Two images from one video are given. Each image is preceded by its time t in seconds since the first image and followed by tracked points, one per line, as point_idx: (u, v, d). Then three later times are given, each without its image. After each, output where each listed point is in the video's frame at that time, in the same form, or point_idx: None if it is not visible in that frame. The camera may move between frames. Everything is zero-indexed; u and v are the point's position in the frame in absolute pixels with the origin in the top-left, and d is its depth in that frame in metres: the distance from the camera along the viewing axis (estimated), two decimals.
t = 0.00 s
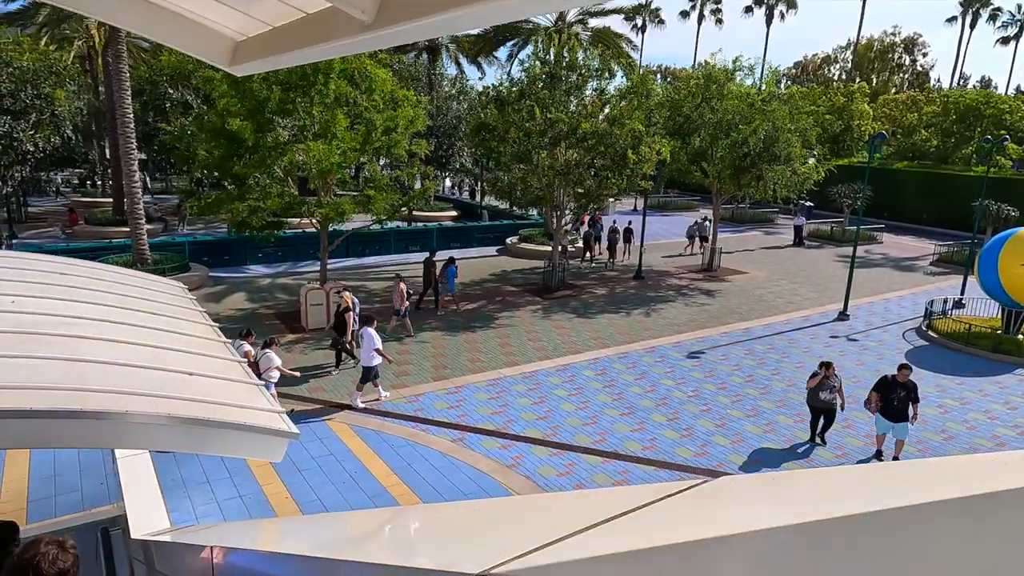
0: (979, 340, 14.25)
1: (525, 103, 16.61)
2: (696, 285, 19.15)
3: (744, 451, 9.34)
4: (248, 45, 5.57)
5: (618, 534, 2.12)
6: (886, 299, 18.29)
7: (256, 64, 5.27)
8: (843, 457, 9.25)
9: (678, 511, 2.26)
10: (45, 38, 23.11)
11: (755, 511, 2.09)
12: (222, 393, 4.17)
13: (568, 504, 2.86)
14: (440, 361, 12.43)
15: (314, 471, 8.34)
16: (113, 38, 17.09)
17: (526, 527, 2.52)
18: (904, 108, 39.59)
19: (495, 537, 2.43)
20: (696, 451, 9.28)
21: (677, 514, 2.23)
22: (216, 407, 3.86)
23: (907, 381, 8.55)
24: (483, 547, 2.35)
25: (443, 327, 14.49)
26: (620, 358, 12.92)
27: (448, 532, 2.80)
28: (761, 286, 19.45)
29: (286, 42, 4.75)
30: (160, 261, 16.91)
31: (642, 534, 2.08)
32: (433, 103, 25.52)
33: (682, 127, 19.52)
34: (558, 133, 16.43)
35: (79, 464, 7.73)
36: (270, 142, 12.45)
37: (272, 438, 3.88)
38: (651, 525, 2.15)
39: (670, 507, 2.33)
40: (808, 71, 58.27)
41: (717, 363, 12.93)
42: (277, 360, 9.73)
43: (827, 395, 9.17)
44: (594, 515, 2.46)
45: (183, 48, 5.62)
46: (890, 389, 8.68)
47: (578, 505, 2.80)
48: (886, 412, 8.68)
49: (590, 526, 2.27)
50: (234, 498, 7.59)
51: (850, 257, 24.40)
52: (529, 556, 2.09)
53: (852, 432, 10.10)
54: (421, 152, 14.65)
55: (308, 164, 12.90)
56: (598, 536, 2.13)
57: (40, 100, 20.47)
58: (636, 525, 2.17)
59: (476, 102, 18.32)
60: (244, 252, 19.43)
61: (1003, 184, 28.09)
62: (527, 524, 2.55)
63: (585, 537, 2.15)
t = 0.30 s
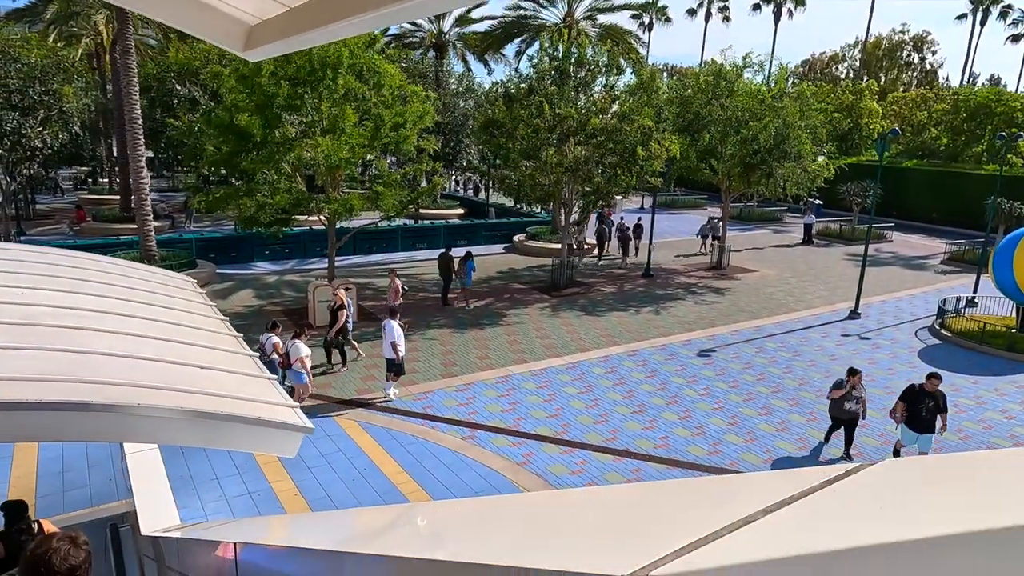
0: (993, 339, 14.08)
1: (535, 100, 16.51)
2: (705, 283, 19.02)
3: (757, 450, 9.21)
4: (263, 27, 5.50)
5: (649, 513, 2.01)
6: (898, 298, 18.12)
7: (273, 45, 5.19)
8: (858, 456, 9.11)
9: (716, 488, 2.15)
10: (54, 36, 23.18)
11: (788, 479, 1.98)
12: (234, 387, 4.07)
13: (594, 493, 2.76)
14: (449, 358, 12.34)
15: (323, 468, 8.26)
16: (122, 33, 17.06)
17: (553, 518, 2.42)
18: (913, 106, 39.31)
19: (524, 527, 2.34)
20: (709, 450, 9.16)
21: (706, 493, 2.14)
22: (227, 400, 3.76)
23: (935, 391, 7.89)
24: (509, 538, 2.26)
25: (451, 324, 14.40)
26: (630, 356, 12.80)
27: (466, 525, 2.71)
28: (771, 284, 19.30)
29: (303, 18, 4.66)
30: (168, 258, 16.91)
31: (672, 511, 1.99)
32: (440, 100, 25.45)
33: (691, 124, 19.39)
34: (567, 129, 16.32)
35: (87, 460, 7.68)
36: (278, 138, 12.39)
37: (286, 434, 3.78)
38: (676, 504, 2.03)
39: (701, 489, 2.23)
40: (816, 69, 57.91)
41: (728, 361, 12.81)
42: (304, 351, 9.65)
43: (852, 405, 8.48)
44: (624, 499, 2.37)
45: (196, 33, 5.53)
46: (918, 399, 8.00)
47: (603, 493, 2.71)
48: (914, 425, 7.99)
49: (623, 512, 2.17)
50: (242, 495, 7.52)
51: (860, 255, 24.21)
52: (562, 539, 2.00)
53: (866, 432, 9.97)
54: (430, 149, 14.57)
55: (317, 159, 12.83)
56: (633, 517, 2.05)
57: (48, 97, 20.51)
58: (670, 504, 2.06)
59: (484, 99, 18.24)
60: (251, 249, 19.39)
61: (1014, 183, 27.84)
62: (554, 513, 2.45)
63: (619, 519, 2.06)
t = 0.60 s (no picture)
0: (1011, 340, 13.87)
1: (546, 95, 16.42)
2: (716, 281, 18.86)
3: (773, 449, 9.08)
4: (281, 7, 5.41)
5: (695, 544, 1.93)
6: (911, 297, 17.93)
7: (295, 26, 5.10)
8: (876, 456, 8.97)
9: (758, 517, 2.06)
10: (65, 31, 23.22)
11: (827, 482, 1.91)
12: (252, 380, 4.02)
13: (621, 489, 2.67)
14: (459, 355, 12.25)
15: (334, 464, 8.19)
16: (133, 28, 17.04)
17: (582, 521, 2.33)
18: (925, 104, 38.94)
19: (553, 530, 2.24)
20: (724, 449, 9.03)
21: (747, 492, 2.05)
22: (244, 394, 3.69)
23: (964, 396, 7.29)
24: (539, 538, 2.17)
25: (461, 321, 14.32)
26: (641, 354, 12.69)
27: (490, 519, 2.62)
28: (783, 283, 19.13)
29: None
30: (176, 253, 16.88)
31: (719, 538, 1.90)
32: (450, 96, 25.38)
33: (702, 121, 19.24)
34: (578, 125, 16.22)
35: (97, 455, 7.64)
36: (289, 132, 12.33)
37: (303, 427, 3.71)
38: (723, 536, 1.95)
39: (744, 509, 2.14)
40: (826, 68, 57.47)
41: (742, 360, 12.67)
42: (336, 346, 9.64)
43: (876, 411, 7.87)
44: (662, 512, 2.27)
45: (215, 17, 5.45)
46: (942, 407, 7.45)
47: (633, 495, 2.62)
48: (940, 432, 7.43)
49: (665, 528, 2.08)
50: (253, 491, 7.46)
51: (872, 254, 23.97)
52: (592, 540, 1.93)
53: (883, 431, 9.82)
54: (441, 144, 14.48)
55: (327, 154, 12.77)
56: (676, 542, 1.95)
57: (59, 92, 20.57)
58: (717, 532, 1.97)
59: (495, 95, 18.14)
60: (260, 245, 19.36)
61: None
62: (584, 515, 2.36)
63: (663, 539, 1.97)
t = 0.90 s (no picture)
0: None
1: (560, 90, 16.29)
2: (729, 279, 18.69)
3: (790, 449, 8.95)
4: None
5: (718, 517, 1.75)
6: (929, 297, 17.69)
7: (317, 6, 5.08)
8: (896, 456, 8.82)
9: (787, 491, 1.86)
10: (80, 26, 23.32)
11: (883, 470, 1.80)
12: (270, 372, 3.95)
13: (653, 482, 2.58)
14: (472, 352, 12.18)
15: (348, 459, 8.14)
16: (148, 23, 17.07)
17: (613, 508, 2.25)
18: (942, 102, 38.46)
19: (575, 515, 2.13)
20: (741, 448, 8.90)
21: (793, 481, 1.94)
22: (262, 385, 3.62)
23: (995, 407, 7.00)
24: (560, 521, 2.05)
25: (474, 318, 14.24)
26: (656, 352, 12.57)
27: (516, 506, 2.53)
28: (797, 281, 18.94)
29: None
30: (189, 248, 16.90)
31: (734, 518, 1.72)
32: (462, 92, 25.28)
33: (717, 118, 19.07)
34: (592, 121, 16.08)
35: (111, 448, 7.63)
36: (302, 126, 12.30)
37: (325, 419, 3.63)
38: (749, 510, 1.75)
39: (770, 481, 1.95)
40: (839, 66, 56.98)
41: (757, 358, 12.52)
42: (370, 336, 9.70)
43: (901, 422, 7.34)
44: (689, 490, 2.11)
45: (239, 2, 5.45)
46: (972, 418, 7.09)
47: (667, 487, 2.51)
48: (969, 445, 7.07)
49: (686, 504, 1.92)
50: (266, 485, 7.42)
51: (888, 253, 23.71)
52: (626, 528, 1.83)
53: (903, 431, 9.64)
54: (454, 140, 14.41)
55: (340, 149, 12.71)
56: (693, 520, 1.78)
57: (74, 86, 20.61)
58: (740, 505, 1.79)
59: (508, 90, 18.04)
60: (272, 241, 19.36)
61: None
62: (614, 498, 2.25)
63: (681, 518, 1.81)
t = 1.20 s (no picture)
0: None
1: (578, 86, 16.19)
2: (748, 278, 18.48)
3: (813, 448, 8.79)
4: None
5: (725, 514, 1.56)
6: (952, 297, 17.39)
7: None
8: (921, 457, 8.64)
9: (813, 486, 1.64)
10: (100, 23, 23.54)
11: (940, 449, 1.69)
12: (293, 362, 3.88)
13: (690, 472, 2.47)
14: (489, 348, 12.10)
15: (366, 454, 8.09)
16: (168, 19, 17.18)
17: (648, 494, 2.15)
18: (964, 100, 37.89)
19: (596, 504, 2.01)
20: (763, 448, 8.76)
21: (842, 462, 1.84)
22: (285, 375, 3.55)
23: None
24: (577, 513, 1.91)
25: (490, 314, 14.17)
26: (675, 350, 12.44)
27: (544, 495, 2.44)
28: (817, 280, 18.69)
29: None
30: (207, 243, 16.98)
31: (739, 515, 1.52)
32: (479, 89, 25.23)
33: (736, 115, 18.90)
34: (610, 117, 15.96)
35: (130, 440, 7.63)
36: (321, 120, 12.29)
37: (350, 410, 3.56)
38: (761, 510, 1.54)
39: (794, 474, 1.74)
40: (857, 64, 56.33)
41: (778, 357, 12.35)
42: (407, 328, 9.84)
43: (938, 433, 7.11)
44: (706, 485, 1.91)
45: None
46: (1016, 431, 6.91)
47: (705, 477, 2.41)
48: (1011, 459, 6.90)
49: (704, 499, 1.74)
50: (285, 479, 7.40)
51: (909, 252, 23.36)
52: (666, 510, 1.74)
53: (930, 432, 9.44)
54: (471, 135, 14.36)
55: (358, 144, 12.69)
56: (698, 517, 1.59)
57: (94, 82, 20.78)
58: (755, 504, 1.59)
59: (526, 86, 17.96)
60: (289, 236, 19.41)
61: None
62: (637, 485, 2.11)
63: (686, 512, 1.63)
